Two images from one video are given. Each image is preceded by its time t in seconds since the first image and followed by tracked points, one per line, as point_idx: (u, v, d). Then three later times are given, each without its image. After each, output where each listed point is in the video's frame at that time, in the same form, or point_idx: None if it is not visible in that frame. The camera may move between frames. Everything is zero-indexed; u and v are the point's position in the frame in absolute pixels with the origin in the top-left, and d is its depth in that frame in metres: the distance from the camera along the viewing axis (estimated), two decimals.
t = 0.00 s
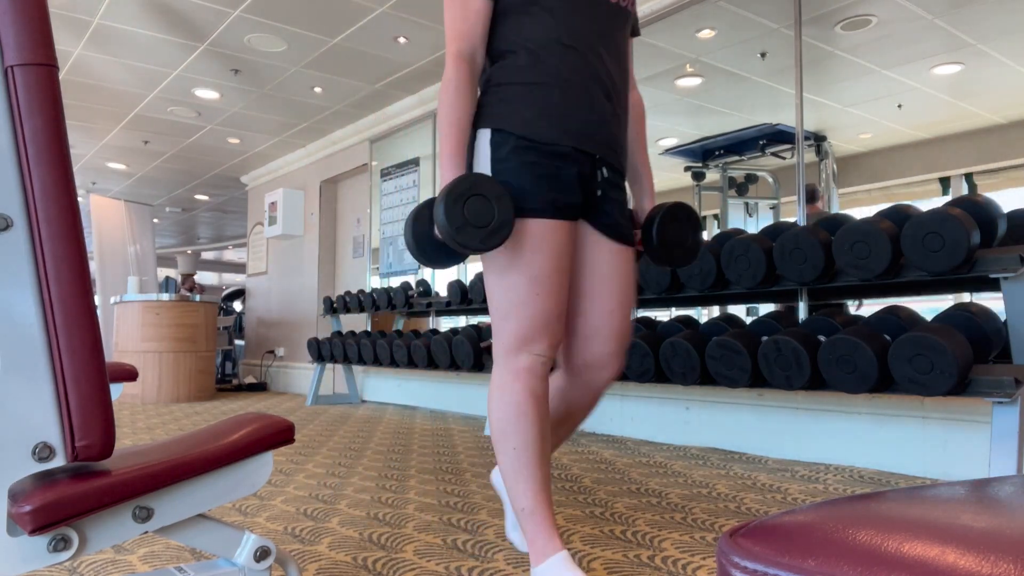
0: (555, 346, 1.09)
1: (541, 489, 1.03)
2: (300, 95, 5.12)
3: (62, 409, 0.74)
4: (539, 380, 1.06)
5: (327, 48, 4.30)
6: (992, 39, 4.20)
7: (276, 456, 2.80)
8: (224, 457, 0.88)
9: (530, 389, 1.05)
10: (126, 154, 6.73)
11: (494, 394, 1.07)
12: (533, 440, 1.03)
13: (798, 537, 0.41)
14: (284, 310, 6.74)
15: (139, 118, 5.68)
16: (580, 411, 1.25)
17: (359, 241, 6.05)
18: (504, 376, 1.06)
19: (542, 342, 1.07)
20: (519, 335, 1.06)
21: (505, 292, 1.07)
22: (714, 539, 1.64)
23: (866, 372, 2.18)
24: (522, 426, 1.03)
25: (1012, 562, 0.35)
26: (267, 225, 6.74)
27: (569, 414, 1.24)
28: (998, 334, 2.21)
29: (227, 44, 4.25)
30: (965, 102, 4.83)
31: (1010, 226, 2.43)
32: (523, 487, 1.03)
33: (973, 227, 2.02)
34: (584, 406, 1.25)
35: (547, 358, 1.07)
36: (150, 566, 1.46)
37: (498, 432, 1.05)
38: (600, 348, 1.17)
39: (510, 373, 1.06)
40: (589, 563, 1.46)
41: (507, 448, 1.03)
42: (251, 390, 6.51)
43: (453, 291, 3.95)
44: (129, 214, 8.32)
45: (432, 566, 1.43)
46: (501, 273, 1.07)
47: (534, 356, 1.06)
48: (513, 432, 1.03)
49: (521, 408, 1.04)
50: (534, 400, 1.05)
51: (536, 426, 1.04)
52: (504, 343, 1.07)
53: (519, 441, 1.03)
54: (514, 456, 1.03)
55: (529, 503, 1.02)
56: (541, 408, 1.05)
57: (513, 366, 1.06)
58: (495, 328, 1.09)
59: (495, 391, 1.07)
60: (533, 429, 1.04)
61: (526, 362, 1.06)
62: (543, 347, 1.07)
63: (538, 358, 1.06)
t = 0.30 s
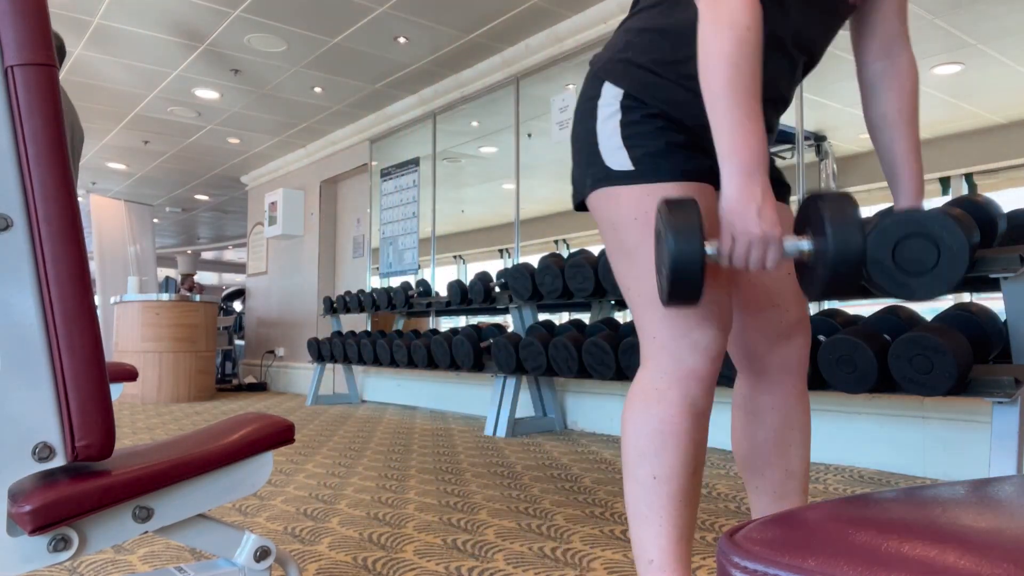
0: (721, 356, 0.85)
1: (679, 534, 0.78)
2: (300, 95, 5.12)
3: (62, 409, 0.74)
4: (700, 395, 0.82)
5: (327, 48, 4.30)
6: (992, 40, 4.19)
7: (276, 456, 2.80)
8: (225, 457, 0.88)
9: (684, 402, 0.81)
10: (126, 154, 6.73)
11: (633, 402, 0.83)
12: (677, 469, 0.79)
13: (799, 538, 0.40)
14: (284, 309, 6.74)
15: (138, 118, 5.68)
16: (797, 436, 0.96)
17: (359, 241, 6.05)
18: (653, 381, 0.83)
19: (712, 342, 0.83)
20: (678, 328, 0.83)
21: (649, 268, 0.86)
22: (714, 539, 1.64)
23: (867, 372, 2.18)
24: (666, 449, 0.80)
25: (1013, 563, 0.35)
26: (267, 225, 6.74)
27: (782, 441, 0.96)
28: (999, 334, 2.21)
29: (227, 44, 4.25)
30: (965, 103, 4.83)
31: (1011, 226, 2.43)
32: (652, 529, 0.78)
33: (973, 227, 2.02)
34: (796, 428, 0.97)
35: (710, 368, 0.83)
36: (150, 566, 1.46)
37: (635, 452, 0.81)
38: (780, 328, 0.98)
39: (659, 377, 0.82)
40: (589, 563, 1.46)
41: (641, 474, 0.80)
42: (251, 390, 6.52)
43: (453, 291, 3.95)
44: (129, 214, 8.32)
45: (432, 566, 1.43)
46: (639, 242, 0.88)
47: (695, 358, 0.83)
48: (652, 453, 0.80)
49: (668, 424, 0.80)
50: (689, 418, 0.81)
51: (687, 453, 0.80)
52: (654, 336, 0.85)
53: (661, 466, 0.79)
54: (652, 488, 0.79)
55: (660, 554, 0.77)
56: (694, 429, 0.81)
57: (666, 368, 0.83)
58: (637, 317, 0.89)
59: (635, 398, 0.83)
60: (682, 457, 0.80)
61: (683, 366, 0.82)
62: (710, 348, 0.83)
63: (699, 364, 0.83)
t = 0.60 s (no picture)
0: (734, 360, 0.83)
1: (688, 544, 0.77)
2: (300, 95, 5.12)
3: (62, 408, 0.74)
4: (712, 398, 0.80)
5: (327, 48, 4.30)
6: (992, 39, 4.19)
7: (276, 456, 2.80)
8: (225, 457, 0.88)
9: (694, 405, 0.79)
10: (126, 154, 6.73)
11: (642, 407, 0.82)
12: (685, 477, 0.78)
13: (797, 537, 0.41)
14: (284, 309, 6.74)
15: (138, 117, 5.68)
16: (813, 439, 0.97)
17: (359, 241, 6.04)
18: (663, 384, 0.81)
19: (723, 344, 0.81)
20: (690, 329, 0.81)
21: (660, 266, 0.84)
22: (714, 539, 1.64)
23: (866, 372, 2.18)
24: (674, 457, 0.78)
25: (1012, 562, 0.35)
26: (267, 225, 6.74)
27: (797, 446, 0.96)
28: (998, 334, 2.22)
29: (227, 43, 4.25)
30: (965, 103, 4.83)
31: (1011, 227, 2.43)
32: (660, 538, 0.77)
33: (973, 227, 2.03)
34: (812, 429, 0.97)
35: (723, 371, 0.81)
36: (150, 566, 1.46)
37: (644, 459, 0.80)
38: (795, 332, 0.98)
39: (668, 381, 0.81)
40: (589, 563, 1.46)
41: (649, 482, 0.79)
42: (252, 390, 6.51)
43: (453, 291, 3.95)
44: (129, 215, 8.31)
45: (432, 566, 1.43)
46: (642, 242, 0.86)
47: (706, 359, 0.81)
48: (660, 460, 0.79)
49: (678, 430, 0.78)
50: (700, 424, 0.79)
51: (696, 461, 0.79)
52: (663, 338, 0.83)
53: (670, 474, 0.78)
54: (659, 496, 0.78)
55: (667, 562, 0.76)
56: (705, 435, 0.79)
57: (676, 369, 0.81)
58: (644, 316, 0.87)
59: (644, 401, 0.82)
60: (691, 464, 0.79)
61: (694, 368, 0.80)
62: (723, 348, 0.81)
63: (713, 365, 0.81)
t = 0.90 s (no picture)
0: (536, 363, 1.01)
1: (492, 502, 0.97)
2: (300, 95, 5.12)
3: (62, 408, 0.74)
4: (515, 388, 0.98)
5: (327, 48, 4.30)
6: (992, 40, 4.19)
7: (276, 456, 2.80)
8: (225, 457, 0.88)
9: (500, 396, 0.98)
10: (127, 154, 6.73)
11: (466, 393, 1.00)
12: (491, 450, 0.97)
13: (797, 537, 0.40)
14: (284, 309, 6.74)
15: (138, 118, 5.68)
16: (633, 425, 1.18)
17: (359, 241, 6.04)
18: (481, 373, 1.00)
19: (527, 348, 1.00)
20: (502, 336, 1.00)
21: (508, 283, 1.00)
22: (714, 539, 1.64)
23: (866, 372, 2.19)
24: (485, 431, 0.97)
25: (1013, 562, 0.35)
26: (267, 225, 6.74)
27: (618, 430, 1.18)
28: (999, 334, 2.21)
29: (227, 44, 4.25)
30: (965, 103, 4.83)
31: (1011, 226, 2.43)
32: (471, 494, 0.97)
33: (973, 228, 2.03)
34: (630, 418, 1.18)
35: (526, 370, 1.00)
36: (150, 566, 1.46)
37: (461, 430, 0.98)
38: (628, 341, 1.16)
39: (481, 380, 0.99)
40: (589, 563, 1.46)
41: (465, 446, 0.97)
42: (252, 390, 6.51)
43: (453, 291, 3.95)
44: (129, 215, 8.29)
45: (432, 565, 1.43)
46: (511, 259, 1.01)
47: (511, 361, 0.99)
48: (475, 430, 0.97)
49: (489, 410, 0.97)
50: (505, 408, 0.98)
51: (499, 436, 0.97)
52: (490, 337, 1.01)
53: (477, 444, 0.97)
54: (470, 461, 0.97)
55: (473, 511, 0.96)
56: (509, 417, 0.98)
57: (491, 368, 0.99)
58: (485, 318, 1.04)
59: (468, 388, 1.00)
60: (496, 440, 0.97)
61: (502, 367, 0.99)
62: (518, 358, 1.00)
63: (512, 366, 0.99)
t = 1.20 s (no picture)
0: (575, 393, 0.96)
1: (506, 521, 0.98)
2: (300, 95, 5.12)
3: (62, 408, 0.74)
4: (553, 420, 0.95)
5: (327, 48, 4.30)
6: (991, 39, 4.19)
7: (276, 456, 2.80)
8: (225, 457, 0.88)
9: (537, 425, 0.94)
10: (126, 154, 6.73)
11: (495, 412, 0.98)
12: (516, 475, 0.96)
13: (797, 537, 0.41)
14: (284, 309, 6.74)
15: (138, 118, 5.68)
16: (683, 441, 1.16)
17: (359, 241, 6.04)
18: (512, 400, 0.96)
19: (562, 376, 0.95)
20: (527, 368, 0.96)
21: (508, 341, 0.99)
22: (714, 539, 1.64)
23: (866, 372, 2.19)
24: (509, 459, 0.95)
25: (1012, 562, 0.35)
26: (267, 226, 6.74)
27: (668, 448, 1.16)
28: (999, 335, 2.21)
29: (227, 44, 4.25)
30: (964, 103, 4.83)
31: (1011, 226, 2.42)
32: (483, 511, 0.98)
33: (973, 227, 2.03)
34: (685, 437, 1.16)
35: (562, 401, 0.95)
36: (150, 566, 1.46)
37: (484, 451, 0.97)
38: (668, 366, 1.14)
39: (513, 404, 0.96)
40: (589, 563, 1.46)
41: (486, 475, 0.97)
42: (252, 390, 6.51)
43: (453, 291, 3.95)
44: (129, 214, 8.30)
45: (431, 565, 1.43)
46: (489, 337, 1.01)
47: (548, 384, 0.94)
48: (498, 462, 0.96)
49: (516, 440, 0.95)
50: (537, 440, 0.95)
51: (527, 464, 0.95)
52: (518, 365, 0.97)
53: (501, 472, 0.96)
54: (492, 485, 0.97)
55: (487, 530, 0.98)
56: (540, 448, 0.95)
57: (522, 398, 0.95)
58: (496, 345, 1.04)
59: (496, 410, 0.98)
60: (522, 467, 0.95)
61: (537, 395, 0.94)
62: (560, 376, 0.95)
63: (551, 397, 0.94)
